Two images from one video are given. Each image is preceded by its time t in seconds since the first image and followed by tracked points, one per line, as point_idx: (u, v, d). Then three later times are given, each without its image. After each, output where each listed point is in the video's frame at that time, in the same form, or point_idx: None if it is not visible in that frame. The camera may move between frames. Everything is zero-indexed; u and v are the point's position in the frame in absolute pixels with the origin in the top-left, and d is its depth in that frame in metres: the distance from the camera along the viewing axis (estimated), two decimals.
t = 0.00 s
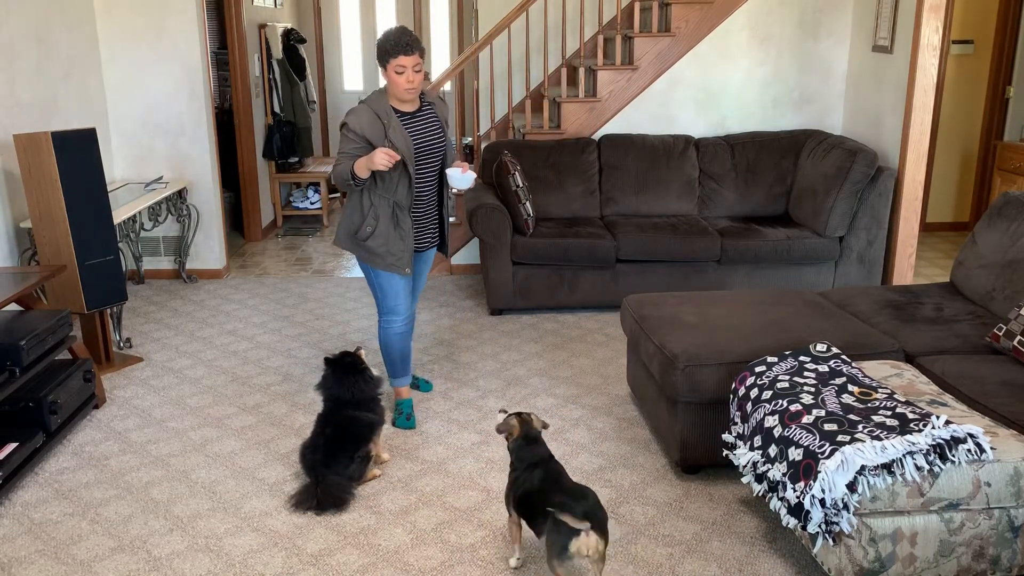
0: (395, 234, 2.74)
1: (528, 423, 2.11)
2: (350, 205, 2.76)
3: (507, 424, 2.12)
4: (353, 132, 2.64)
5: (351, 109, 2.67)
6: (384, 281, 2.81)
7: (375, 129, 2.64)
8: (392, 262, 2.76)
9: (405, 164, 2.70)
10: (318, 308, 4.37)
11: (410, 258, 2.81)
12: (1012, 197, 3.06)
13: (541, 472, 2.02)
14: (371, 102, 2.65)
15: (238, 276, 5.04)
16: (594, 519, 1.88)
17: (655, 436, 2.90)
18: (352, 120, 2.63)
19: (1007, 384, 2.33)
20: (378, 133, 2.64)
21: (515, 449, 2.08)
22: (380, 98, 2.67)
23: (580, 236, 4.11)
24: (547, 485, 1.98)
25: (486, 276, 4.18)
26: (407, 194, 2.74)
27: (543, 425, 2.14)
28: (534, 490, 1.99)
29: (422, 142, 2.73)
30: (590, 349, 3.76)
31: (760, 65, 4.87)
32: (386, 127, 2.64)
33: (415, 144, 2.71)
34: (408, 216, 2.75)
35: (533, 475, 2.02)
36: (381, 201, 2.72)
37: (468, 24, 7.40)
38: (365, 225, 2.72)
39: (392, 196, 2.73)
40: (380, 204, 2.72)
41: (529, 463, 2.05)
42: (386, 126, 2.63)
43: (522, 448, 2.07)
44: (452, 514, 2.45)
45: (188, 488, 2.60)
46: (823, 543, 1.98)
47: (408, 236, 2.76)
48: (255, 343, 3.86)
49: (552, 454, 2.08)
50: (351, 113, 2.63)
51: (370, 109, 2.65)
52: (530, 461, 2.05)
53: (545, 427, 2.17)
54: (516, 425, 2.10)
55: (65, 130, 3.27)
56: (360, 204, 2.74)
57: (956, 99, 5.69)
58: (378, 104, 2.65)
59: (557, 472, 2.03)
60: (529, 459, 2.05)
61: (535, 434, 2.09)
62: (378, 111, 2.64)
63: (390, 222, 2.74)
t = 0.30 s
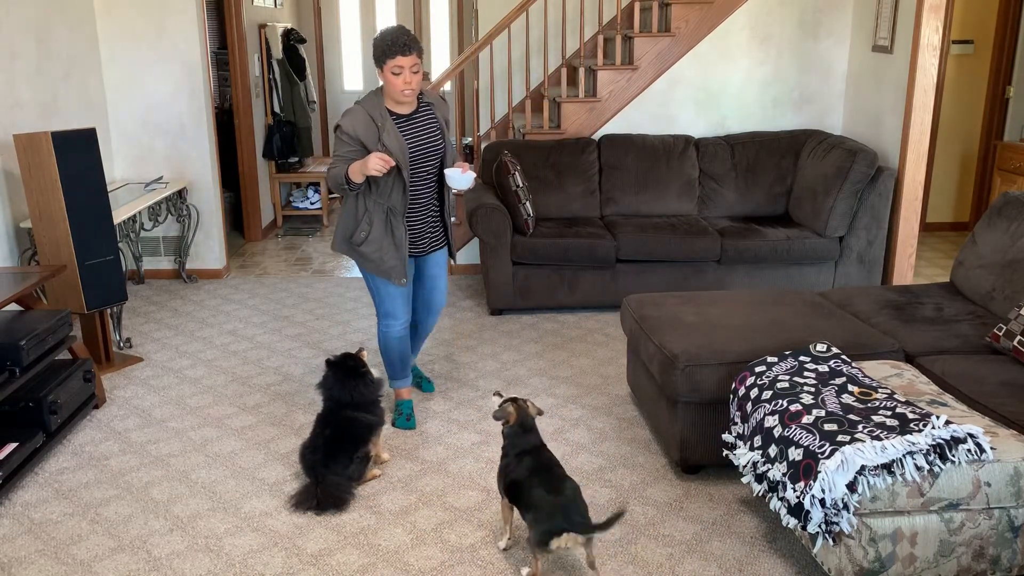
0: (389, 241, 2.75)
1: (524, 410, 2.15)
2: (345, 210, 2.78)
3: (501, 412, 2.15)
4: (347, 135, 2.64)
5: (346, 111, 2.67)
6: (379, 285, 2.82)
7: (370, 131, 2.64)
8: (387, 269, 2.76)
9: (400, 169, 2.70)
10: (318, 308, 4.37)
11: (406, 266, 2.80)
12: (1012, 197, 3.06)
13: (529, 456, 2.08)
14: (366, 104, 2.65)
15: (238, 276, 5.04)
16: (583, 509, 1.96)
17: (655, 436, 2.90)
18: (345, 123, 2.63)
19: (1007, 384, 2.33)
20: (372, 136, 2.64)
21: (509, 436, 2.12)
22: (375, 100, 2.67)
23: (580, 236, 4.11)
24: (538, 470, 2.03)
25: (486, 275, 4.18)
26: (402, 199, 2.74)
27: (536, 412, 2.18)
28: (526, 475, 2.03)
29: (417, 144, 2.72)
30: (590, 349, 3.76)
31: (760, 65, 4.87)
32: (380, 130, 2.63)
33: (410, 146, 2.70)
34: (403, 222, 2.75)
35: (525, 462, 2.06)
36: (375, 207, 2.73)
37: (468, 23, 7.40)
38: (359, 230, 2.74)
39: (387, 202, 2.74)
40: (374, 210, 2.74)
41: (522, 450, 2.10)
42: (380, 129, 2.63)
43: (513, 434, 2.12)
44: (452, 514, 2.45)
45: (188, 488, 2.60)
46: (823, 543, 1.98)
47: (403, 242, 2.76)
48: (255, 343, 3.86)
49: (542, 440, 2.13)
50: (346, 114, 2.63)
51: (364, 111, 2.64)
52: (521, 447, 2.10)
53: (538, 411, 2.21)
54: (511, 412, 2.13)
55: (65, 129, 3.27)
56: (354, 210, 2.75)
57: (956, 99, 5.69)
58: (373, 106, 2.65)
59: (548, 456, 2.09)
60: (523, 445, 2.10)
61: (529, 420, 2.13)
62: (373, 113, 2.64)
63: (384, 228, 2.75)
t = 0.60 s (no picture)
0: (390, 244, 2.74)
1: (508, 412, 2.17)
2: (348, 212, 2.77)
3: (485, 413, 2.17)
4: (350, 138, 2.64)
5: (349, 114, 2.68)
6: (379, 288, 2.83)
7: (373, 134, 2.64)
8: (387, 273, 2.76)
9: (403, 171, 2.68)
10: (318, 308, 4.37)
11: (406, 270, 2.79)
12: (1012, 197, 3.06)
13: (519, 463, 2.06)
14: (369, 106, 2.65)
15: (238, 276, 5.04)
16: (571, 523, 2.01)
17: (655, 436, 2.90)
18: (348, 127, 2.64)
19: (1007, 384, 2.33)
20: (374, 139, 2.64)
21: (494, 437, 2.13)
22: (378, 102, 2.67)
23: (580, 236, 4.11)
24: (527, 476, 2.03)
25: (486, 276, 4.18)
26: (405, 203, 2.72)
27: (520, 412, 2.19)
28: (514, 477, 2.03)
29: (421, 146, 2.70)
30: (590, 349, 3.76)
31: (760, 65, 4.87)
32: (383, 133, 2.63)
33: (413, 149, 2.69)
34: (404, 226, 2.73)
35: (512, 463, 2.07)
36: (377, 210, 2.72)
37: (468, 24, 7.40)
38: (361, 233, 2.74)
39: (388, 205, 2.72)
40: (376, 213, 2.72)
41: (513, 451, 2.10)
42: (383, 132, 2.63)
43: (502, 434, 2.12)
44: (452, 514, 2.45)
45: (188, 488, 2.60)
46: (823, 543, 1.98)
47: (404, 247, 2.74)
48: (255, 343, 3.86)
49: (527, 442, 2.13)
50: (349, 118, 2.63)
51: (368, 114, 2.65)
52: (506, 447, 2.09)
53: (522, 415, 2.22)
54: (494, 413, 2.15)
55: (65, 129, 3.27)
56: (356, 212, 2.75)
57: (956, 99, 5.69)
58: (376, 109, 2.65)
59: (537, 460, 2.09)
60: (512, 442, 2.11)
61: (513, 423, 2.14)
62: (376, 116, 2.64)
63: (386, 232, 2.73)
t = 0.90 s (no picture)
0: (405, 247, 2.67)
1: (515, 414, 2.16)
2: (365, 215, 2.72)
3: (491, 414, 2.14)
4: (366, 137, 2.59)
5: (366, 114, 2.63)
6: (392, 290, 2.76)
7: (390, 135, 2.59)
8: (404, 275, 2.69)
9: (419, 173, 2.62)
10: (318, 308, 4.37)
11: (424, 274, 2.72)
12: (1012, 197, 3.06)
13: (525, 467, 2.08)
14: (388, 107, 2.61)
15: (238, 276, 5.04)
16: (569, 531, 1.98)
17: (655, 436, 2.90)
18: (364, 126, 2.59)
19: (1007, 384, 2.33)
20: (390, 140, 2.59)
21: (498, 438, 2.12)
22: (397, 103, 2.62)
23: (580, 236, 4.11)
24: (528, 481, 2.04)
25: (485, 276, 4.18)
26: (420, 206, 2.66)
27: (526, 415, 2.20)
28: (519, 483, 2.04)
29: (438, 149, 2.64)
30: (590, 349, 3.76)
31: (760, 65, 4.87)
32: (400, 134, 2.58)
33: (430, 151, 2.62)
34: (421, 228, 2.66)
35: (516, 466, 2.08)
36: (393, 212, 2.66)
37: (468, 24, 7.40)
38: (376, 236, 2.68)
39: (404, 208, 2.66)
40: (392, 216, 2.67)
41: (512, 451, 2.10)
42: (400, 133, 2.58)
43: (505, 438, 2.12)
44: (452, 514, 2.45)
45: (188, 488, 2.60)
46: (823, 543, 1.98)
47: (421, 249, 2.67)
48: (254, 343, 3.86)
49: (531, 449, 2.14)
50: (367, 118, 2.59)
51: (386, 115, 2.60)
52: (509, 452, 2.10)
53: (528, 417, 2.22)
54: (501, 415, 2.13)
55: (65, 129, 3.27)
56: (372, 215, 2.70)
57: (956, 99, 5.69)
58: (395, 110, 2.60)
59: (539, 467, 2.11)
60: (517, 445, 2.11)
61: (520, 427, 2.14)
62: (394, 117, 2.59)
63: (402, 234, 2.67)
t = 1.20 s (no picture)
0: (435, 243, 2.60)
1: (515, 417, 2.18)
2: (395, 212, 2.65)
3: (494, 417, 2.17)
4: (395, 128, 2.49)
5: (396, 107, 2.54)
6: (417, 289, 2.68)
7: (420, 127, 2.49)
8: (431, 274, 2.61)
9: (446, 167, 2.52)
10: (318, 308, 4.37)
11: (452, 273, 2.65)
12: (1012, 197, 3.06)
13: (524, 470, 2.08)
14: (419, 100, 2.51)
15: (238, 276, 5.04)
16: (570, 533, 1.99)
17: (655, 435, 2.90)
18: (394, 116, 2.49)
19: (1007, 384, 2.33)
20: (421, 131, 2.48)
21: (500, 441, 2.12)
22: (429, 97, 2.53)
23: (581, 236, 4.11)
24: (528, 483, 2.04)
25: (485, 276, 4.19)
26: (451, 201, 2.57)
27: (527, 418, 2.21)
28: (517, 484, 2.04)
29: (469, 146, 2.53)
30: (590, 349, 3.76)
31: (760, 65, 4.87)
32: (430, 126, 2.48)
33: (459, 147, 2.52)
34: (451, 225, 2.58)
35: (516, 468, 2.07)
36: (424, 207, 2.59)
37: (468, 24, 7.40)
38: (406, 232, 2.61)
39: (434, 203, 2.58)
40: (422, 211, 2.59)
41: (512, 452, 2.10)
42: (430, 125, 2.48)
43: (507, 441, 2.12)
44: (452, 514, 2.45)
45: (188, 488, 2.60)
46: (823, 543, 1.98)
47: (451, 247, 2.60)
48: (254, 343, 3.86)
49: (532, 452, 2.14)
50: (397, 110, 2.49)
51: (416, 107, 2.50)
52: (508, 455, 2.10)
53: (529, 420, 2.23)
54: (502, 418, 2.15)
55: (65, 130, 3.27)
56: (403, 211, 2.63)
57: (956, 99, 5.69)
58: (426, 104, 2.51)
59: (540, 470, 2.11)
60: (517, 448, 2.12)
61: (520, 430, 2.15)
62: (425, 110, 2.49)
63: (432, 230, 2.60)
